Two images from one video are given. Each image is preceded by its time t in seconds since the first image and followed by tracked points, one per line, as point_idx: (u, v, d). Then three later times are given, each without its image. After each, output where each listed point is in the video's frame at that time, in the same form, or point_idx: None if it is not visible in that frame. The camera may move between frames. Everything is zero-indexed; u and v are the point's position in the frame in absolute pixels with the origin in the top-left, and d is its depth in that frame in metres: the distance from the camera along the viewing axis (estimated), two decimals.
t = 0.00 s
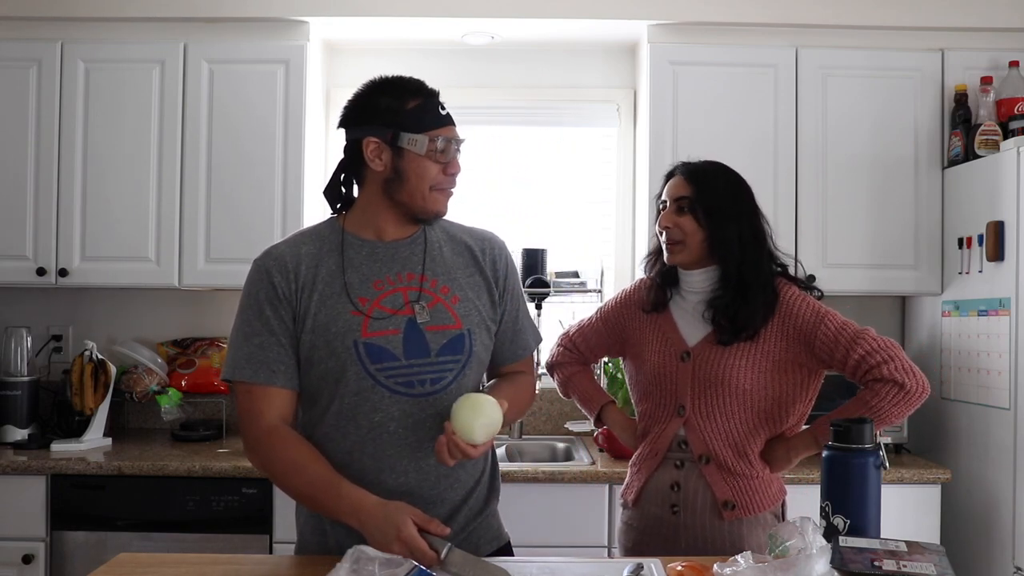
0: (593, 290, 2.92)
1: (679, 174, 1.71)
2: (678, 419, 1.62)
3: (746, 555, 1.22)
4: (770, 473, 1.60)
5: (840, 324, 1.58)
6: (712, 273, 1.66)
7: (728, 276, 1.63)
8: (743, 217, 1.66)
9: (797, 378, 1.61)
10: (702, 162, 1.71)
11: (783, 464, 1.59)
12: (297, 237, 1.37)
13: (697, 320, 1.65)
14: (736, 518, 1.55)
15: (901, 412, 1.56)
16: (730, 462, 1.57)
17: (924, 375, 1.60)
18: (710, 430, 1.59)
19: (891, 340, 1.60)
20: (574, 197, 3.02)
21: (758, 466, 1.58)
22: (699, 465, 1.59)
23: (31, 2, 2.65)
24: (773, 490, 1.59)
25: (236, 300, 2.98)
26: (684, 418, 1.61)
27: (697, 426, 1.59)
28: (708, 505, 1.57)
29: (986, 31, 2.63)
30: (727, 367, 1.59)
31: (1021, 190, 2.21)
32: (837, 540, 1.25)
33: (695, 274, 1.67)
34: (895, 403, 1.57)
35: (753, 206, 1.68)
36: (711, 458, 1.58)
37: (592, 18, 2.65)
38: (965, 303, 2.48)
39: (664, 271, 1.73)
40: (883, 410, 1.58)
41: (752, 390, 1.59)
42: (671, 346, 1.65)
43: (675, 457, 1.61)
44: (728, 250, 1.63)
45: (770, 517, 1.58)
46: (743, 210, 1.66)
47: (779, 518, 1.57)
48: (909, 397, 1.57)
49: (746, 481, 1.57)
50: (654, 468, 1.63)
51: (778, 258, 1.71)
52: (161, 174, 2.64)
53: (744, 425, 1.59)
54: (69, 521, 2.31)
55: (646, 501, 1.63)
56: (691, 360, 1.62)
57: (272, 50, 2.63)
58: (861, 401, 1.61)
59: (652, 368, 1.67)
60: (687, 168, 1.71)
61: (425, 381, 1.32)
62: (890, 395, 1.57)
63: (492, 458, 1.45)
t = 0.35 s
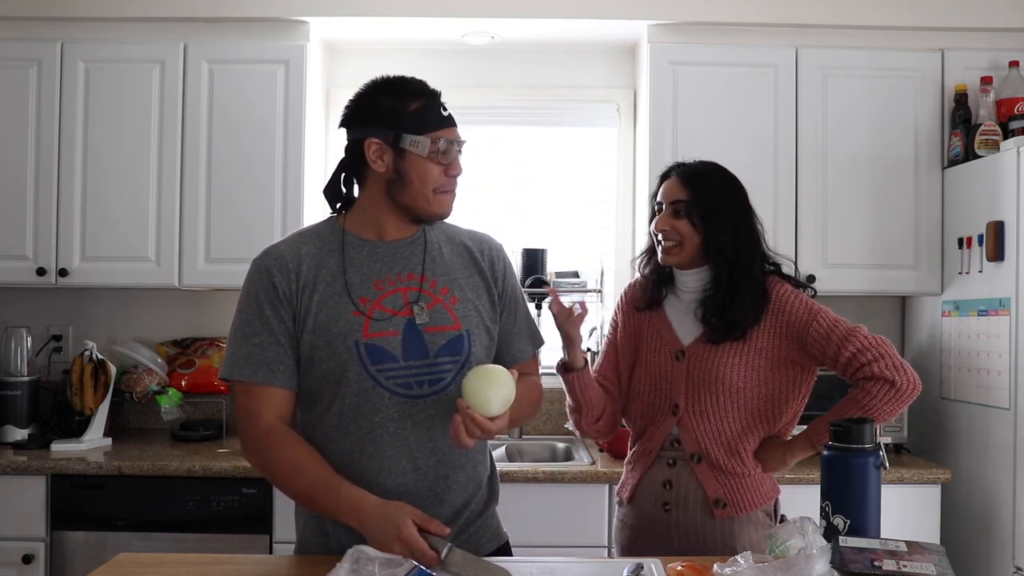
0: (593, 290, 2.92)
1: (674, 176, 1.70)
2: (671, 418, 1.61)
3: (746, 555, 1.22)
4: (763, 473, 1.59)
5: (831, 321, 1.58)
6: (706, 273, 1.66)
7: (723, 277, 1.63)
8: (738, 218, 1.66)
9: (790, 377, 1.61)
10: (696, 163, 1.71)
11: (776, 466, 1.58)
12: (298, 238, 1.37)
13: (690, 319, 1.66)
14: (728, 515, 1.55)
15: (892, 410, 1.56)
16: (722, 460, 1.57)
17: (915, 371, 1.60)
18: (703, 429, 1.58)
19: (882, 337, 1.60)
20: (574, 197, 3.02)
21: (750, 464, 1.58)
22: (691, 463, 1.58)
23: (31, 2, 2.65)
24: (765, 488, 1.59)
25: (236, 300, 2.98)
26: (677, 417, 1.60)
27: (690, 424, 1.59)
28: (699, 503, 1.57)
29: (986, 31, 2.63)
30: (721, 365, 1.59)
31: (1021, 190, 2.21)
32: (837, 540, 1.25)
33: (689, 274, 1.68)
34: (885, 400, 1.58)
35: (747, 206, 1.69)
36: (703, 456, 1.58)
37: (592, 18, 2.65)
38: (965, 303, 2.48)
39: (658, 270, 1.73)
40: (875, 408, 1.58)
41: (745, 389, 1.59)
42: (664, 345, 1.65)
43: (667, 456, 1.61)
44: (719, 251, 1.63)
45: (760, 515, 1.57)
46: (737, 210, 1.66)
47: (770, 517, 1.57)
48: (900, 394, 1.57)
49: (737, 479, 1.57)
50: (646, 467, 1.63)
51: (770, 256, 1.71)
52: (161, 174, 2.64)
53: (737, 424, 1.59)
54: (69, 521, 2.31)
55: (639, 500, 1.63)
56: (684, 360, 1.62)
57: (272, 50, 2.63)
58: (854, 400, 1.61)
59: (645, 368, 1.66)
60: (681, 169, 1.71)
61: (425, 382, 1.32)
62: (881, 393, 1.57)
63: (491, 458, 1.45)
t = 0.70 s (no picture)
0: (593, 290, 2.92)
1: (675, 178, 1.67)
2: (677, 418, 1.60)
3: (746, 555, 1.22)
4: (770, 472, 1.59)
5: (840, 323, 1.59)
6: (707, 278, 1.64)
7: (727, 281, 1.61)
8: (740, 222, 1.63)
9: (795, 377, 1.62)
10: (697, 163, 1.67)
11: (782, 463, 1.58)
12: (297, 236, 1.37)
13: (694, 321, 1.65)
14: (736, 516, 1.55)
15: (901, 406, 1.57)
16: (730, 461, 1.57)
17: (921, 370, 1.61)
18: (710, 430, 1.58)
19: (888, 337, 1.62)
20: (574, 197, 3.02)
21: (757, 464, 1.58)
22: (699, 464, 1.58)
23: (31, 3, 2.65)
24: (772, 488, 1.59)
25: (235, 301, 2.98)
26: (684, 418, 1.60)
27: (696, 425, 1.59)
28: (707, 504, 1.57)
29: (986, 31, 2.63)
30: (728, 366, 1.58)
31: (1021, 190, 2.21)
32: (837, 540, 1.24)
33: (691, 277, 1.65)
34: (895, 398, 1.59)
35: (748, 209, 1.65)
36: (711, 457, 1.58)
37: (592, 18, 2.65)
38: (965, 303, 2.48)
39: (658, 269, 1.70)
40: (884, 405, 1.59)
41: (753, 389, 1.59)
42: (670, 346, 1.64)
43: (673, 457, 1.60)
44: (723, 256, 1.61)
45: (767, 514, 1.57)
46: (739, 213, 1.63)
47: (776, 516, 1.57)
48: (909, 392, 1.58)
49: (745, 479, 1.57)
50: (652, 468, 1.62)
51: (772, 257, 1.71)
52: (161, 174, 2.64)
53: (744, 425, 1.58)
54: (69, 521, 2.31)
55: (645, 501, 1.62)
56: (691, 360, 1.61)
57: (272, 50, 2.63)
58: (863, 398, 1.62)
59: (650, 368, 1.65)
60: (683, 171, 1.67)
61: (422, 382, 1.32)
62: (892, 391, 1.58)
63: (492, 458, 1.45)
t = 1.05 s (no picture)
0: (593, 290, 2.91)
1: (676, 178, 1.68)
2: (682, 418, 1.60)
3: (746, 555, 1.22)
4: (775, 473, 1.59)
5: (843, 322, 1.59)
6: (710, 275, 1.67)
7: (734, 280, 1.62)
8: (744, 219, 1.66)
9: (799, 375, 1.62)
10: (699, 163, 1.68)
11: (786, 463, 1.58)
12: (302, 234, 1.38)
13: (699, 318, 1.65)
14: (740, 517, 1.55)
15: (906, 404, 1.57)
16: (734, 461, 1.57)
17: (924, 367, 1.62)
18: (715, 430, 1.57)
19: (891, 334, 1.62)
20: (574, 198, 3.02)
21: (762, 465, 1.57)
22: (702, 465, 1.57)
23: (31, 3, 2.65)
24: (776, 489, 1.58)
25: (235, 301, 2.98)
26: (689, 417, 1.59)
27: (701, 424, 1.58)
28: (712, 506, 1.56)
29: (986, 31, 2.63)
30: (733, 364, 1.58)
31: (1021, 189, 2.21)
32: (837, 540, 1.24)
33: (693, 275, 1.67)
34: (901, 394, 1.58)
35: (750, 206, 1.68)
36: (715, 458, 1.57)
37: (591, 18, 2.66)
38: (965, 303, 2.48)
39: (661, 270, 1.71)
40: (887, 403, 1.58)
41: (758, 388, 1.58)
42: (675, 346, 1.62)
43: (677, 458, 1.60)
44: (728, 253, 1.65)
45: (773, 516, 1.57)
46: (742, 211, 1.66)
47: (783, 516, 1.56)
48: (913, 389, 1.58)
49: (750, 480, 1.56)
50: (656, 469, 1.62)
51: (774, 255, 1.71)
52: (161, 174, 2.64)
53: (749, 424, 1.58)
54: (69, 521, 2.31)
55: (649, 503, 1.61)
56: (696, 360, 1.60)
57: (272, 50, 2.63)
58: (867, 395, 1.61)
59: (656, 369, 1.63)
60: (683, 172, 1.68)
61: (423, 381, 1.32)
62: (896, 388, 1.58)
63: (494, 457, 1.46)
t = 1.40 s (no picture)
0: (593, 289, 2.91)
1: (685, 175, 1.68)
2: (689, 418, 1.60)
3: (746, 555, 1.22)
4: (780, 473, 1.59)
5: (851, 323, 1.59)
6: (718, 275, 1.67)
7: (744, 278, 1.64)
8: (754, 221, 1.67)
9: (806, 376, 1.62)
10: (709, 163, 1.68)
11: (793, 464, 1.59)
12: (313, 230, 1.39)
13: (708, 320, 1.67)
14: (745, 518, 1.54)
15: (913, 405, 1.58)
16: (740, 462, 1.56)
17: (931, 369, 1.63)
18: (722, 430, 1.57)
19: (898, 337, 1.62)
20: (574, 198, 3.02)
21: (768, 466, 1.57)
22: (708, 466, 1.57)
23: (31, 3, 2.65)
24: (781, 490, 1.58)
25: (235, 301, 2.98)
26: (696, 418, 1.59)
27: (708, 425, 1.58)
28: (717, 506, 1.56)
29: (986, 31, 2.63)
30: (739, 365, 1.58)
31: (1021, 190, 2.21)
32: (837, 540, 1.24)
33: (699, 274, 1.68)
34: (908, 396, 1.59)
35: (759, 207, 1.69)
36: (720, 458, 1.57)
37: (591, 18, 2.65)
38: (965, 303, 2.48)
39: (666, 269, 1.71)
40: (895, 405, 1.60)
41: (765, 389, 1.58)
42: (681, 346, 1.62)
43: (682, 458, 1.60)
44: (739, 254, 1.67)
45: (778, 517, 1.56)
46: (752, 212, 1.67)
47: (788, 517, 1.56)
48: (920, 391, 1.60)
49: (756, 481, 1.56)
50: (661, 468, 1.62)
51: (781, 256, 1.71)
52: (161, 174, 2.64)
53: (756, 425, 1.58)
54: (69, 521, 2.31)
55: (654, 502, 1.61)
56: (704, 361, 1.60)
57: (272, 50, 2.63)
58: (874, 397, 1.62)
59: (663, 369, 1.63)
60: (694, 172, 1.67)
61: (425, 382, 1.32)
62: (903, 390, 1.59)
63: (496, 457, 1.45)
